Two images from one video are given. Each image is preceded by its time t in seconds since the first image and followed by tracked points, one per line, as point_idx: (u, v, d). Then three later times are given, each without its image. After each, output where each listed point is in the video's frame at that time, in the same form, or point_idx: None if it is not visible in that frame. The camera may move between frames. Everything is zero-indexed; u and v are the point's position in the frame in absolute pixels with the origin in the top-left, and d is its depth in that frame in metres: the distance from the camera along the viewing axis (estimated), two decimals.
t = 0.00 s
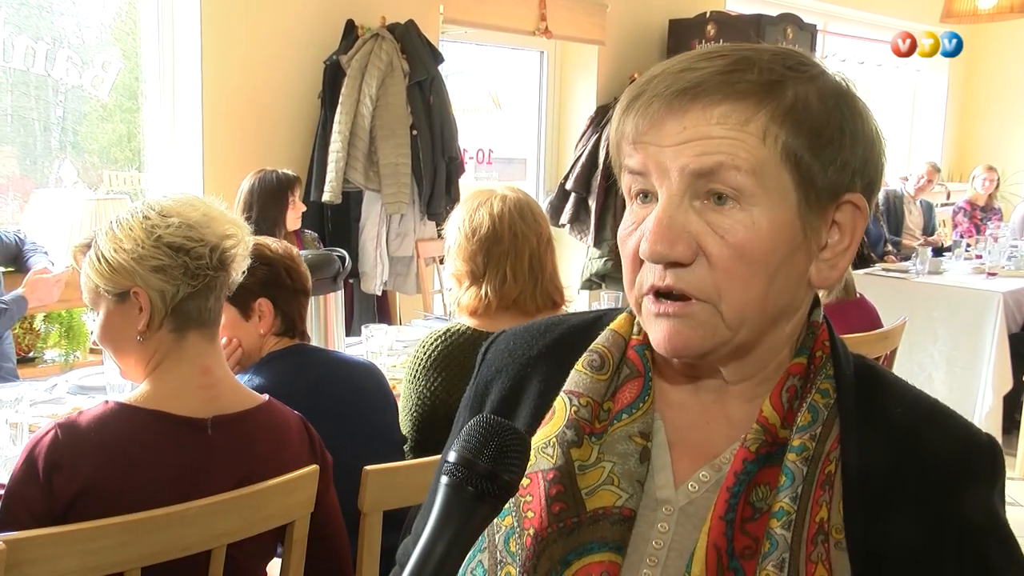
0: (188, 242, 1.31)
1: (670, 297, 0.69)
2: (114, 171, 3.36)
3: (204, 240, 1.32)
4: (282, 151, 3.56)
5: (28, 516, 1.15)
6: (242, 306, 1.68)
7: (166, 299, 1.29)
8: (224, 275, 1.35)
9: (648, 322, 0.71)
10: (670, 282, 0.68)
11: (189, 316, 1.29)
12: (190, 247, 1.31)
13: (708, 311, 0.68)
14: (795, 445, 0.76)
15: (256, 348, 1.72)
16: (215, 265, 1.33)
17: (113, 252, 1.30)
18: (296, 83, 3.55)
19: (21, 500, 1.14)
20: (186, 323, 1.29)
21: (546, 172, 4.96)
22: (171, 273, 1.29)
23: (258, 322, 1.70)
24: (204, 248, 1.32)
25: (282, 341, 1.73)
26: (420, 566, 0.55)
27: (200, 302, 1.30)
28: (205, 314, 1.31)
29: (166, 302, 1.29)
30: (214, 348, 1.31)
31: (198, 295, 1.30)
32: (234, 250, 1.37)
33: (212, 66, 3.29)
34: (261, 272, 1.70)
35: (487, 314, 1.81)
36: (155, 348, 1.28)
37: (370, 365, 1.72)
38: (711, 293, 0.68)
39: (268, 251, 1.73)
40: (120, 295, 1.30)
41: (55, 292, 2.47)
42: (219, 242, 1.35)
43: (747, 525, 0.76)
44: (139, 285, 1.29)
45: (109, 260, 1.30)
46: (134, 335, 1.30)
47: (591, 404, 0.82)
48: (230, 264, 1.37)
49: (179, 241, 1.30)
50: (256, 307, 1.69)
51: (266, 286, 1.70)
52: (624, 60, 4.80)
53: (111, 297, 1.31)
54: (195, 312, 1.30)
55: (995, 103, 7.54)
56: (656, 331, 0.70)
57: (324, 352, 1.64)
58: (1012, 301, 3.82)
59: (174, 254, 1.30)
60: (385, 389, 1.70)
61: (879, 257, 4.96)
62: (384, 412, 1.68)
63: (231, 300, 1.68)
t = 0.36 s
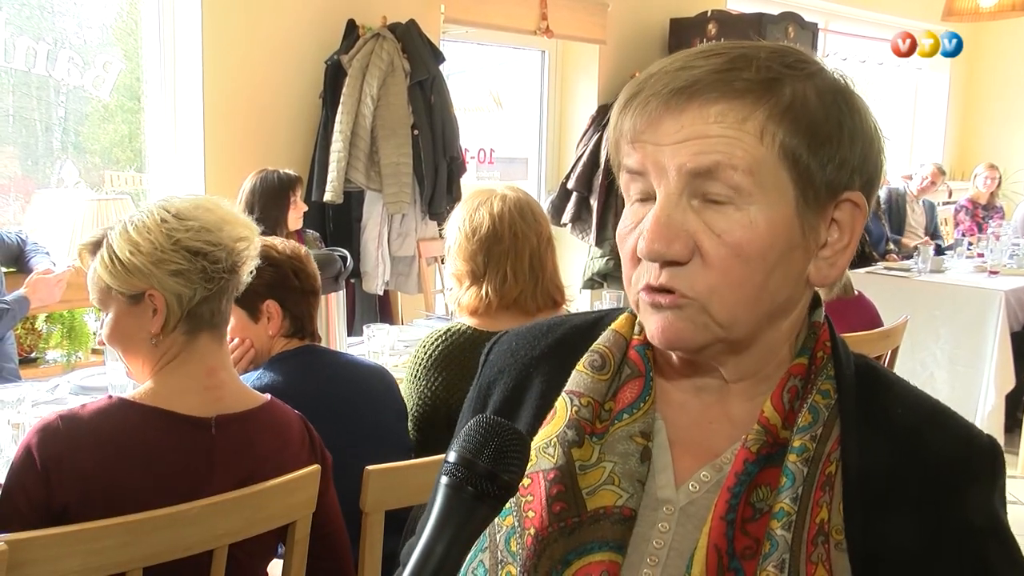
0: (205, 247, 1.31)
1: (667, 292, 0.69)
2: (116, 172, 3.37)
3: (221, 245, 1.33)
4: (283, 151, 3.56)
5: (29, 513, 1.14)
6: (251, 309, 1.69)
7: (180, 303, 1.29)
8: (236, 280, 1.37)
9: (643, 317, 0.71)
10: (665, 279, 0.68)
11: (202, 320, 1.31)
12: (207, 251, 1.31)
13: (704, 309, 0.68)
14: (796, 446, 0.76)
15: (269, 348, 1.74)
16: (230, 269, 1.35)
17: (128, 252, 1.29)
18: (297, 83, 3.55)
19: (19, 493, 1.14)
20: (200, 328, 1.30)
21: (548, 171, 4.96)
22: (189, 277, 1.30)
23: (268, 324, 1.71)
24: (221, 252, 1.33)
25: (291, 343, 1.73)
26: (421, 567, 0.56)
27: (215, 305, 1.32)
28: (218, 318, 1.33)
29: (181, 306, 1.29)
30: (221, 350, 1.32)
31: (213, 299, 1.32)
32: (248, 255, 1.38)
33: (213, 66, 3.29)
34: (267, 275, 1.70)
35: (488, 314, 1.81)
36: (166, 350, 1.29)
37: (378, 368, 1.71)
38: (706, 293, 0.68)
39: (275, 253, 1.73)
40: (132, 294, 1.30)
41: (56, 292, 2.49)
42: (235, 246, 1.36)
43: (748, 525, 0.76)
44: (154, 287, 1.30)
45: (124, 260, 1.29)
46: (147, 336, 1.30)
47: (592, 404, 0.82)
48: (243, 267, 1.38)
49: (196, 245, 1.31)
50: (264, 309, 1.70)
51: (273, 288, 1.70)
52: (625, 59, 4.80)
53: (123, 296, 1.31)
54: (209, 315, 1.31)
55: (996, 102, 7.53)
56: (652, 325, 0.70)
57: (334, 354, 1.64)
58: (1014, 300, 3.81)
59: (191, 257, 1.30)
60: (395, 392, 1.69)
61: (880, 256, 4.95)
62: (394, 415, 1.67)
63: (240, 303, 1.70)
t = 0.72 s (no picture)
0: (200, 245, 1.31)
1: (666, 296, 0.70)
2: (116, 172, 3.37)
3: (216, 243, 1.33)
4: (283, 152, 3.56)
5: (27, 510, 1.15)
6: (264, 300, 1.71)
7: (176, 301, 1.29)
8: (235, 280, 1.35)
9: (644, 322, 0.71)
10: (664, 276, 0.69)
11: (199, 319, 1.29)
12: (202, 250, 1.31)
13: (704, 311, 0.69)
14: (793, 449, 0.75)
15: (275, 343, 1.74)
16: (227, 267, 1.33)
17: (124, 254, 1.30)
18: (297, 82, 3.55)
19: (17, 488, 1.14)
20: (197, 326, 1.29)
21: (548, 171, 4.96)
22: (184, 276, 1.29)
23: (279, 320, 1.71)
24: (217, 251, 1.32)
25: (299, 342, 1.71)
26: (420, 569, 0.55)
27: (211, 304, 1.31)
28: (216, 317, 1.31)
29: (177, 304, 1.29)
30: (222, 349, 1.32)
31: (209, 297, 1.31)
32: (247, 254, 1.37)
33: (212, 66, 3.29)
34: (286, 273, 1.72)
35: (487, 313, 1.81)
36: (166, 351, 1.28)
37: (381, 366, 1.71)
38: (706, 293, 0.68)
39: (300, 248, 1.74)
40: (129, 296, 1.30)
41: (56, 292, 2.49)
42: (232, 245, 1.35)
43: (743, 529, 0.75)
44: (150, 287, 1.29)
45: (120, 261, 1.29)
46: (145, 335, 1.30)
47: (588, 404, 0.82)
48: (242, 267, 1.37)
49: (191, 244, 1.30)
50: (276, 304, 1.70)
51: (290, 287, 1.71)
52: (625, 59, 4.80)
53: (122, 299, 1.31)
54: (205, 313, 1.30)
55: (996, 101, 7.53)
56: (653, 330, 0.70)
57: (341, 354, 1.64)
58: (1014, 299, 3.81)
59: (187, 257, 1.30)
60: (397, 390, 1.69)
61: (881, 255, 4.95)
62: (395, 415, 1.67)
63: (256, 294, 1.71)
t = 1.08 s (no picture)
0: (111, 240, 1.27)
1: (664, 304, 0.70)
2: (116, 172, 3.37)
3: (127, 233, 1.28)
4: (284, 152, 3.56)
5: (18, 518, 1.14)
6: (271, 302, 1.71)
7: (109, 301, 1.26)
8: (168, 262, 1.30)
9: (645, 328, 0.72)
10: (660, 296, 0.69)
11: (138, 311, 1.26)
12: (114, 244, 1.27)
13: (700, 321, 0.69)
14: (792, 454, 0.75)
15: (274, 343, 1.74)
16: (152, 256, 1.29)
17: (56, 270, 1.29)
18: (297, 83, 3.55)
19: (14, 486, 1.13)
20: (143, 321, 1.26)
21: (548, 171, 4.96)
22: (107, 275, 1.26)
23: (284, 323, 1.71)
24: (135, 241, 1.28)
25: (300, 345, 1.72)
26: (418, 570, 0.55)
27: (141, 294, 1.26)
28: (157, 304, 1.26)
29: (111, 303, 1.25)
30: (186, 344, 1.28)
31: (138, 289, 1.26)
32: (169, 235, 1.32)
33: (212, 67, 3.29)
34: (297, 279, 1.71)
35: (488, 314, 1.81)
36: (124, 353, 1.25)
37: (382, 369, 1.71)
38: (703, 304, 0.68)
39: (312, 255, 1.74)
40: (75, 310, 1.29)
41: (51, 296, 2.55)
42: (154, 233, 1.30)
43: (740, 534, 0.75)
44: (85, 295, 1.27)
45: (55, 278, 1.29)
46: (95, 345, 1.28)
47: (587, 406, 0.82)
48: (173, 252, 1.31)
49: (101, 241, 1.27)
50: (283, 308, 1.70)
51: (298, 293, 1.71)
52: (625, 59, 4.80)
53: (71, 317, 1.30)
54: (137, 305, 1.25)
55: (996, 102, 7.53)
56: (654, 336, 0.71)
57: (343, 357, 1.65)
58: (1014, 300, 3.81)
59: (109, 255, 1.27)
60: (397, 391, 1.69)
61: (881, 255, 4.95)
62: (394, 417, 1.66)
63: (264, 295, 1.71)
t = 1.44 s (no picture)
0: (72, 242, 1.25)
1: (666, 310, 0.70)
2: (116, 172, 3.37)
3: (86, 234, 1.25)
4: (285, 152, 3.56)
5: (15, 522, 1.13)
6: (268, 307, 1.71)
7: (76, 304, 1.24)
8: (133, 259, 1.26)
9: (645, 331, 0.72)
10: (663, 291, 0.69)
11: (105, 311, 1.23)
12: (74, 246, 1.24)
13: (704, 323, 0.69)
14: (795, 456, 0.75)
15: (275, 349, 1.74)
16: (113, 254, 1.25)
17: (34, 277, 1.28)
18: (298, 83, 3.55)
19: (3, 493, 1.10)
20: (111, 320, 1.23)
21: (549, 171, 4.96)
22: (71, 277, 1.24)
23: (284, 325, 1.71)
24: (95, 240, 1.25)
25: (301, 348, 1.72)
26: (424, 569, 0.55)
27: (103, 293, 1.23)
28: (122, 303, 1.23)
29: (78, 306, 1.24)
30: (163, 342, 1.26)
31: (100, 289, 1.23)
32: (131, 232, 1.28)
33: (213, 67, 3.29)
34: (293, 280, 1.72)
35: (490, 314, 1.81)
36: (101, 354, 1.24)
37: (384, 370, 1.71)
38: (707, 306, 0.68)
39: (306, 256, 1.74)
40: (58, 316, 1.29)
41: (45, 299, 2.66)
42: (114, 231, 1.27)
43: (745, 537, 0.75)
44: (59, 300, 1.26)
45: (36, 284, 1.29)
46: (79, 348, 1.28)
47: (588, 410, 0.82)
48: (135, 247, 1.27)
49: (63, 245, 1.25)
50: (281, 312, 1.71)
51: (295, 294, 1.71)
52: (626, 59, 4.80)
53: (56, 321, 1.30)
54: (101, 306, 1.23)
55: (997, 102, 7.53)
56: (654, 341, 0.71)
57: (342, 358, 1.65)
58: (1015, 300, 3.81)
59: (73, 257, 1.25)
60: (399, 391, 1.69)
61: (881, 255, 4.94)
62: (396, 419, 1.66)
63: (261, 301, 1.71)
